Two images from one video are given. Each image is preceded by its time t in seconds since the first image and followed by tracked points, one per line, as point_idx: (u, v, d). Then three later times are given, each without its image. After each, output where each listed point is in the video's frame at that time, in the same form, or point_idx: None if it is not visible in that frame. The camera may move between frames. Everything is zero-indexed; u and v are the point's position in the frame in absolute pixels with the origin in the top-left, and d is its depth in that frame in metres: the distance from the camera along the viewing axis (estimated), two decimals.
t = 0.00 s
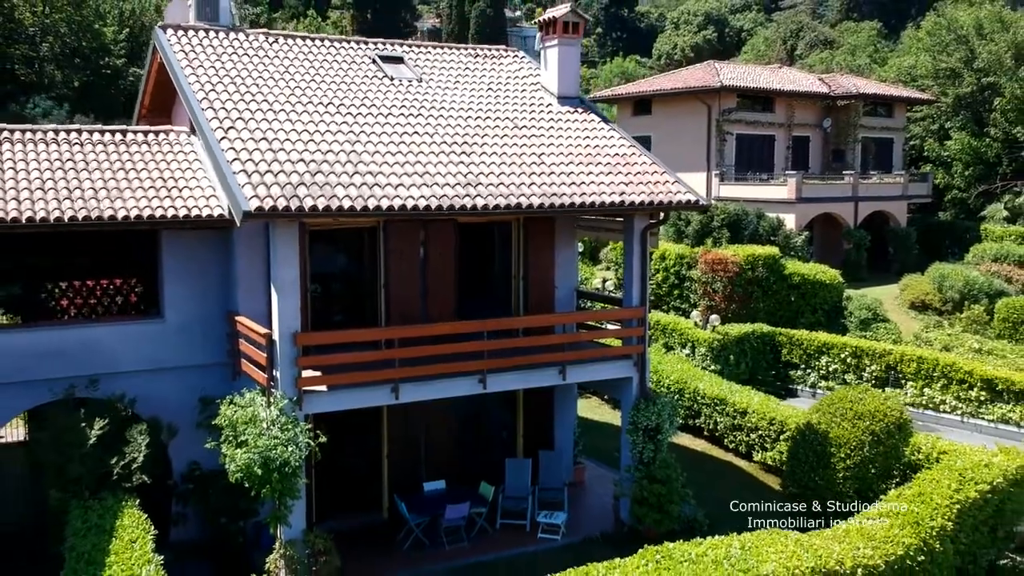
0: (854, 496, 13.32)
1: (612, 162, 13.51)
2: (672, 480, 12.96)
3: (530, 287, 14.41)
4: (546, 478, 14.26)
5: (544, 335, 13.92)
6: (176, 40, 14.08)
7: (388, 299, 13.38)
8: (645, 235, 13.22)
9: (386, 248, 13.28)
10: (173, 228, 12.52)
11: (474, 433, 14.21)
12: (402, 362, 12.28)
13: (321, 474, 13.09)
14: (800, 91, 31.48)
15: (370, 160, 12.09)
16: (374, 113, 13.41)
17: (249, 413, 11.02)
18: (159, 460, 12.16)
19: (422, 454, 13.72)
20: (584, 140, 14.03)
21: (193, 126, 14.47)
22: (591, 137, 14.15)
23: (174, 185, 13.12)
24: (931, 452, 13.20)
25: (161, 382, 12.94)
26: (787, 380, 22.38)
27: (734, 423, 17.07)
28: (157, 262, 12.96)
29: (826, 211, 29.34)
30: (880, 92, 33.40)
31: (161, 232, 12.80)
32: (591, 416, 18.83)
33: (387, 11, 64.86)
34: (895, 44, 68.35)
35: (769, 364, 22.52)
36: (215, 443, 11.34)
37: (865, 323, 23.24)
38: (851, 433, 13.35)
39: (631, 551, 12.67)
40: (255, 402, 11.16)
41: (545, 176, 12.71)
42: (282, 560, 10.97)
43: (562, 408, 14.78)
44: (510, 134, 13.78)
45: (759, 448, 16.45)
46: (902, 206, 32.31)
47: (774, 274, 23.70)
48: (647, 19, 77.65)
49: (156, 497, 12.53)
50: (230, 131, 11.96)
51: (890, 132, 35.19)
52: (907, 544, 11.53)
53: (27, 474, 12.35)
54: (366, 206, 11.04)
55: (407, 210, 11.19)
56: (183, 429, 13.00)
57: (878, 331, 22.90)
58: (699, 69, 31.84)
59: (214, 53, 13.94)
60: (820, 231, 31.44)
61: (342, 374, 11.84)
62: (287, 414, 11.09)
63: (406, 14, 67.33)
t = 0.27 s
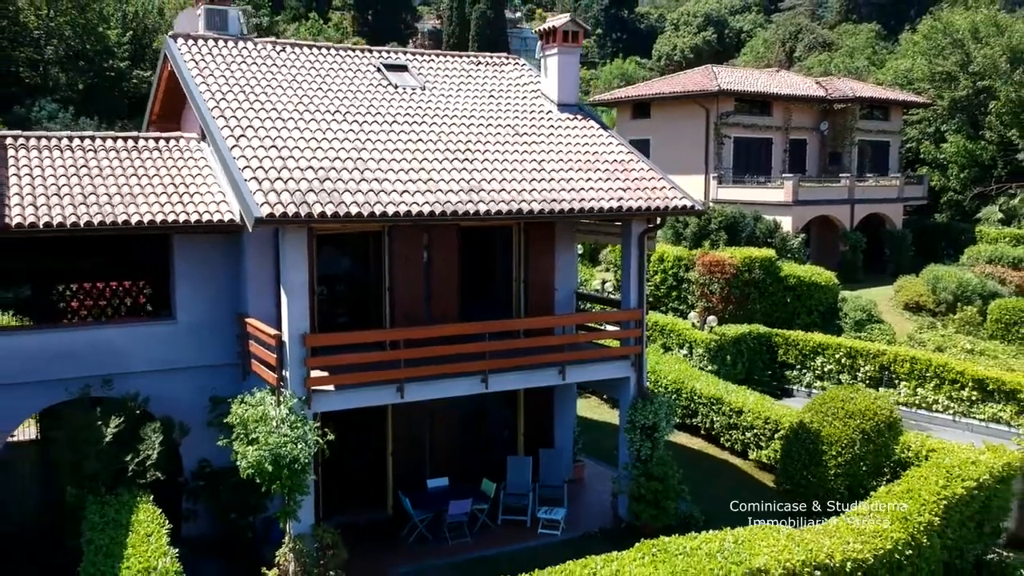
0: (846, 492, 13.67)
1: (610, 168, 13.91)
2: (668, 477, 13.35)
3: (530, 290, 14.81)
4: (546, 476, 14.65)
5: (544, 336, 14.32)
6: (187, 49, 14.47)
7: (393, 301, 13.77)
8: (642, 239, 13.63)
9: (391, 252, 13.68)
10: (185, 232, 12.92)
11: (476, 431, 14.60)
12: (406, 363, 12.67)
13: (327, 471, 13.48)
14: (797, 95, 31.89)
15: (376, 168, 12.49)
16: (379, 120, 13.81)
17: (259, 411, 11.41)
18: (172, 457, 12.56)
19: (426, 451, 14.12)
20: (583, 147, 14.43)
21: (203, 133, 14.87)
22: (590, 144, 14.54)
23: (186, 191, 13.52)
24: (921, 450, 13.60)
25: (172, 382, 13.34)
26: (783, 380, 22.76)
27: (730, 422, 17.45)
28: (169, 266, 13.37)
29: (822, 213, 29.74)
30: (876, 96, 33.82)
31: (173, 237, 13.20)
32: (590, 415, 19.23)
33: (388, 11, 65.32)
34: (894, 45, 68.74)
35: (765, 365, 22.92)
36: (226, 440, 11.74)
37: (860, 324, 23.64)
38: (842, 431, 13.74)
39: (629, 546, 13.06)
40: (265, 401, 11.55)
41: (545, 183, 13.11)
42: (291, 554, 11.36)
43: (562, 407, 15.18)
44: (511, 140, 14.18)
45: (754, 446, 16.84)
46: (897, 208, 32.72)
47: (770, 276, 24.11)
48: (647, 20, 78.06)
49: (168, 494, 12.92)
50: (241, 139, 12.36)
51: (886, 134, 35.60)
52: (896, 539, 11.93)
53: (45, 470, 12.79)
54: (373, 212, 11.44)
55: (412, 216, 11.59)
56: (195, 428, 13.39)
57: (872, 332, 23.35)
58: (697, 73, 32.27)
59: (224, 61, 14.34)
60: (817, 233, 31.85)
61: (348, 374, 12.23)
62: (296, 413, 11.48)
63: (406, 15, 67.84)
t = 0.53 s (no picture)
0: (836, 488, 14.08)
1: (609, 174, 14.33)
2: (665, 473, 13.74)
3: (530, 292, 15.25)
4: (547, 472, 15.07)
5: (544, 336, 14.73)
6: (196, 57, 14.88)
7: (397, 302, 14.19)
8: (640, 243, 14.05)
9: (396, 255, 14.10)
10: (197, 236, 13.34)
11: (479, 430, 15.02)
12: (411, 363, 13.09)
13: (334, 467, 13.88)
14: (794, 99, 32.30)
15: (382, 174, 12.91)
16: (384, 128, 14.22)
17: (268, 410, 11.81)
18: (184, 454, 12.97)
19: (428, 448, 14.56)
20: (582, 153, 14.85)
21: (213, 139, 15.28)
22: (589, 151, 14.96)
23: (197, 196, 13.93)
24: (910, 448, 14.01)
25: (184, 381, 13.74)
26: (779, 380, 23.16)
27: (725, 421, 17.88)
28: (181, 269, 13.79)
29: (819, 215, 30.16)
30: (873, 99, 34.23)
31: (185, 240, 13.62)
32: (589, 415, 19.64)
33: (389, 15, 65.83)
34: (892, 47, 69.17)
35: (761, 365, 23.34)
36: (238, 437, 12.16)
37: (854, 326, 24.06)
38: (833, 430, 14.17)
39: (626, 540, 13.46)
40: (274, 400, 11.96)
41: (546, 189, 13.52)
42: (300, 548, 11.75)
43: (562, 406, 15.59)
44: (512, 147, 14.60)
45: (749, 445, 17.24)
46: (893, 211, 33.14)
47: (766, 277, 24.54)
48: (647, 21, 78.46)
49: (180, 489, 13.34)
50: (251, 147, 12.76)
51: (882, 138, 36.02)
52: (886, 533, 12.32)
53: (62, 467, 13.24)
54: (379, 218, 11.85)
55: (417, 221, 12.01)
56: (206, 426, 13.81)
57: (866, 333, 23.82)
58: (695, 77, 32.71)
59: (234, 69, 14.76)
60: (813, 236, 32.30)
61: (355, 374, 12.62)
62: (305, 411, 11.89)
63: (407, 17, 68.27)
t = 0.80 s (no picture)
0: (828, 484, 14.50)
1: (608, 179, 14.76)
2: (662, 469, 14.16)
3: (531, 293, 15.67)
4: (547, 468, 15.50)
5: (545, 337, 15.15)
6: (206, 64, 15.31)
7: (401, 303, 14.62)
8: (637, 246, 14.48)
9: (400, 257, 14.53)
10: (208, 239, 13.76)
11: (481, 427, 15.45)
12: (416, 363, 13.52)
13: (340, 463, 14.30)
14: (791, 102, 32.70)
15: (387, 180, 13.33)
16: (390, 134, 14.66)
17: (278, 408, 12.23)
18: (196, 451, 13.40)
19: (432, 444, 14.99)
20: (582, 159, 15.28)
21: (222, 145, 15.71)
22: (588, 156, 15.39)
23: (209, 200, 14.36)
24: (901, 444, 14.44)
25: (195, 380, 14.17)
26: (775, 379, 23.59)
27: (720, 419, 18.31)
28: (192, 271, 14.22)
29: (815, 217, 30.59)
30: (869, 102, 34.64)
31: (196, 244, 14.05)
32: (587, 413, 20.08)
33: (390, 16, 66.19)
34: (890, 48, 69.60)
35: (758, 364, 23.78)
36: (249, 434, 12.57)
37: (849, 326, 24.50)
38: (825, 427, 14.61)
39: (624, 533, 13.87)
40: (284, 398, 12.38)
41: (546, 194, 13.95)
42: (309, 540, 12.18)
43: (562, 404, 16.02)
44: (514, 152, 15.03)
45: (745, 442, 17.66)
46: (889, 212, 33.57)
47: (762, 279, 24.99)
48: (647, 22, 78.82)
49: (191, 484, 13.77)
50: (261, 153, 13.19)
51: (878, 140, 36.45)
52: (876, 527, 12.74)
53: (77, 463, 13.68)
54: (386, 222, 12.28)
55: (422, 225, 12.44)
56: (217, 423, 14.24)
57: (861, 333, 24.28)
58: (694, 80, 33.14)
59: (243, 77, 15.19)
60: (810, 238, 32.77)
61: (361, 373, 13.04)
62: (313, 409, 12.31)
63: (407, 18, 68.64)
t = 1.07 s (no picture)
0: (820, 479, 14.93)
1: (606, 183, 15.19)
2: (659, 464, 14.57)
3: (532, 294, 16.10)
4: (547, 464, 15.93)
5: (545, 336, 15.58)
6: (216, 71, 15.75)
7: (406, 304, 15.06)
8: (635, 248, 14.91)
9: (405, 259, 14.96)
10: (218, 242, 14.19)
11: (483, 424, 15.88)
12: (420, 361, 13.94)
13: (347, 459, 14.73)
14: (788, 105, 33.12)
15: (393, 185, 13.77)
16: (395, 139, 15.09)
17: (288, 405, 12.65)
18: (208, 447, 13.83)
19: (436, 441, 15.43)
20: (581, 163, 15.71)
21: (232, 150, 16.15)
22: (587, 161, 15.82)
23: (219, 204, 14.80)
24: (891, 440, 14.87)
25: (206, 378, 14.60)
26: (772, 378, 24.04)
27: (717, 416, 18.75)
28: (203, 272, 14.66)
29: (812, 218, 31.03)
30: (865, 105, 35.08)
31: (207, 246, 14.49)
32: (587, 411, 20.52)
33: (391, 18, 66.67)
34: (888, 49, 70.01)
35: (754, 364, 24.25)
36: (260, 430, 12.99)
37: (844, 326, 24.95)
38: (817, 424, 15.05)
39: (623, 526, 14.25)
40: (293, 395, 12.80)
41: (546, 198, 14.38)
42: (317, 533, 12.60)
43: (562, 402, 16.45)
44: (515, 157, 15.46)
45: (741, 438, 18.09)
46: (885, 214, 34.00)
47: (759, 279, 25.45)
48: (647, 23, 79.35)
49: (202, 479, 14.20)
50: (270, 158, 13.62)
51: (874, 142, 36.89)
52: (865, 520, 13.17)
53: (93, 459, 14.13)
54: (391, 226, 12.72)
55: (426, 228, 12.88)
56: (228, 420, 14.67)
57: (856, 333, 24.72)
58: (692, 83, 33.59)
59: (252, 83, 15.63)
60: (806, 239, 33.21)
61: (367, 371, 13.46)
62: (322, 406, 12.74)
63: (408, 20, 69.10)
